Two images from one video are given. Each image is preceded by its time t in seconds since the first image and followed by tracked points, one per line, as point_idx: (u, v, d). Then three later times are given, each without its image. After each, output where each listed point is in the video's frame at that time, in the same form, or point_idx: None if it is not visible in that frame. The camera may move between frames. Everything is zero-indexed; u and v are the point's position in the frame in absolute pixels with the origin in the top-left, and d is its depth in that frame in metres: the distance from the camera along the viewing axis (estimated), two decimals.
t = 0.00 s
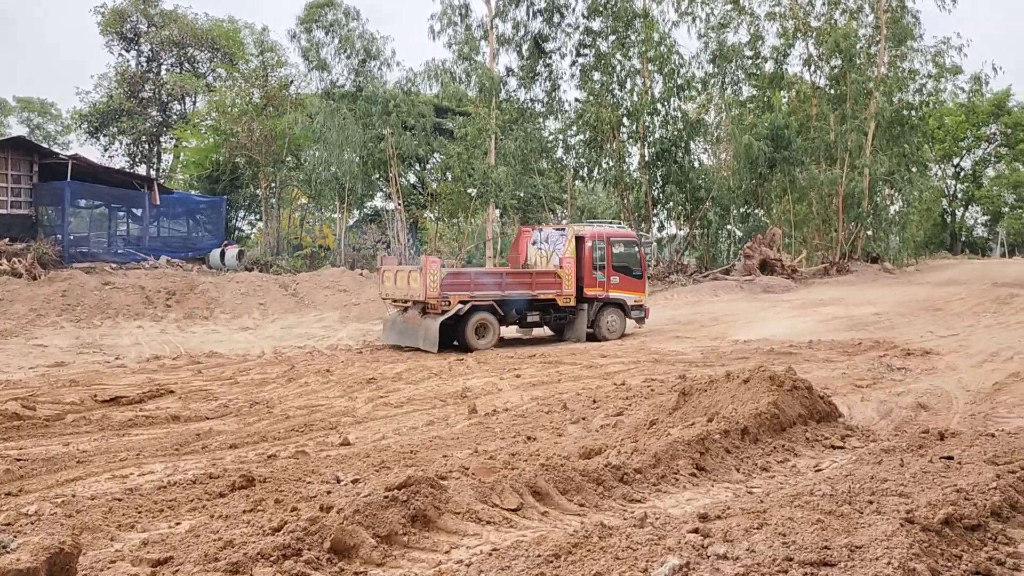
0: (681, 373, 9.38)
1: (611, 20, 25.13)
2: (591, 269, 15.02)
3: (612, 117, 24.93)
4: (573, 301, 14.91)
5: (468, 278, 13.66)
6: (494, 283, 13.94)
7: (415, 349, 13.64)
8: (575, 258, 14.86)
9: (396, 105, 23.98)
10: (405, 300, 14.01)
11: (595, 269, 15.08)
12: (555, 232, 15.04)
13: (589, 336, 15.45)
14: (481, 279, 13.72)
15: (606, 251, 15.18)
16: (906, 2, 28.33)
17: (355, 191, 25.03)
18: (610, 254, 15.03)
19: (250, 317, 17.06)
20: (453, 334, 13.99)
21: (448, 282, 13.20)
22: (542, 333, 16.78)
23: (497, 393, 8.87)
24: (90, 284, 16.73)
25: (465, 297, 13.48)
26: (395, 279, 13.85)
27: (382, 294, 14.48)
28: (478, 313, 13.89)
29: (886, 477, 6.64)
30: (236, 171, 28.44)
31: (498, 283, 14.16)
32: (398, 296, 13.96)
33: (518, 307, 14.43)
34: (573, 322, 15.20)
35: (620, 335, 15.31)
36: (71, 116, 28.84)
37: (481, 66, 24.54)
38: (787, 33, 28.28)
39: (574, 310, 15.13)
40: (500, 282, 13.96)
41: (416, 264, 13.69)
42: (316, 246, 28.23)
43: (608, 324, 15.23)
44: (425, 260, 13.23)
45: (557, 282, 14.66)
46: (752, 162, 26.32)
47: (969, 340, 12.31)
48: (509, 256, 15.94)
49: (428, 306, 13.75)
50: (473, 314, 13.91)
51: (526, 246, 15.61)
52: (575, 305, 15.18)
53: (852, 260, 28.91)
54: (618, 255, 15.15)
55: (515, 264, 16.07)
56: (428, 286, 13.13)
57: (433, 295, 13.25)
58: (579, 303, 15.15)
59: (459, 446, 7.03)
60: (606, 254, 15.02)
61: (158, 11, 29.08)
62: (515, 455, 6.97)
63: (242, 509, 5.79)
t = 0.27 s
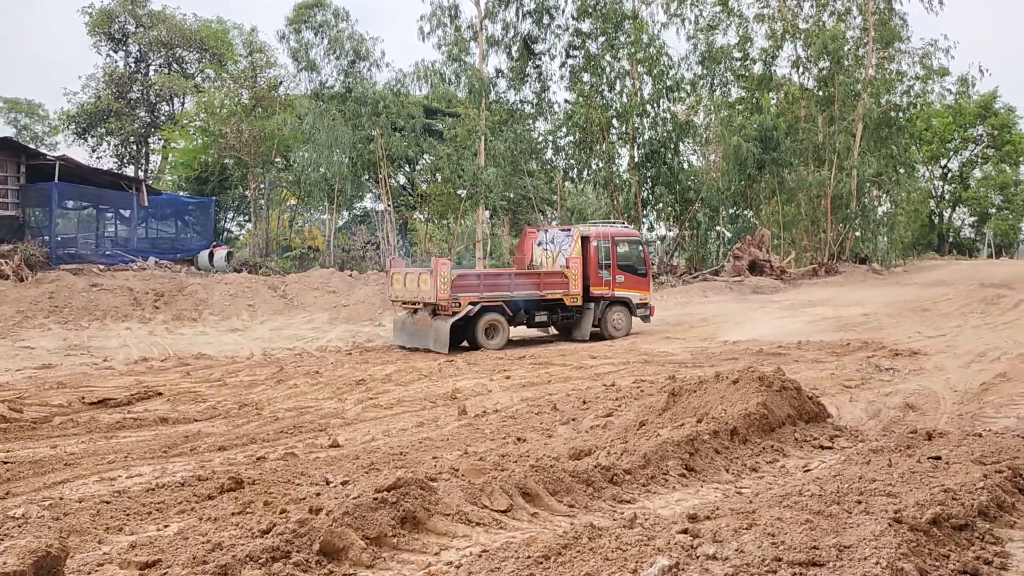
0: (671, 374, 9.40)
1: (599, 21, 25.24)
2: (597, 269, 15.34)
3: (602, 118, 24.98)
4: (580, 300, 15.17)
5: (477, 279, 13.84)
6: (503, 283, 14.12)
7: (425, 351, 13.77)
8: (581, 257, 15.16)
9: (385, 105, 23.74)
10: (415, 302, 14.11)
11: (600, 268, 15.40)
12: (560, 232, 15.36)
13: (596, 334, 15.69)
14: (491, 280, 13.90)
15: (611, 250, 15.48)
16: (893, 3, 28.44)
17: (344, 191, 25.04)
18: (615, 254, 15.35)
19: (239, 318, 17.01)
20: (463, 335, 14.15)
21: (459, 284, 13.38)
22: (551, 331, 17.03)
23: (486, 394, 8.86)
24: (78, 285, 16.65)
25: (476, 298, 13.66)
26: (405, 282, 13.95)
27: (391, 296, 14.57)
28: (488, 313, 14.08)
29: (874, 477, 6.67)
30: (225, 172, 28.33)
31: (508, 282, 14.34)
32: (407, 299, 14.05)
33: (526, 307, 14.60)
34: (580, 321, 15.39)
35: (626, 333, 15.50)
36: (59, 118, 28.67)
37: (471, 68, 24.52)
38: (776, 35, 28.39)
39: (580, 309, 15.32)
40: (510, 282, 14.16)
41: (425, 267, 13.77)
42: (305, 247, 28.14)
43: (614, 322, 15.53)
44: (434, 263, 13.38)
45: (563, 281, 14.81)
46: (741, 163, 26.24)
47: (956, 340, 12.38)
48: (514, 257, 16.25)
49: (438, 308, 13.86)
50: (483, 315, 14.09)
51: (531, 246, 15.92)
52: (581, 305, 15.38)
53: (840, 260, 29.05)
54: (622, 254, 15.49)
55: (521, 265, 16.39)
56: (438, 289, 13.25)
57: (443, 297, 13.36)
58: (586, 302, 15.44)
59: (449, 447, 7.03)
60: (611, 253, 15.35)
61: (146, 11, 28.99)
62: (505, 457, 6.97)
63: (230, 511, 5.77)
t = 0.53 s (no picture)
0: (662, 373, 9.42)
1: (590, 21, 25.21)
2: (603, 267, 15.65)
3: (592, 118, 25.00)
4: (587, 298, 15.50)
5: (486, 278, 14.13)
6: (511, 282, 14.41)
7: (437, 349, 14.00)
8: (587, 256, 15.47)
9: (376, 105, 23.98)
10: (426, 302, 14.44)
11: (607, 266, 15.71)
12: (567, 232, 15.68)
13: (605, 332, 16.08)
14: (500, 279, 14.20)
15: (617, 248, 15.79)
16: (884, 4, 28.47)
17: (335, 190, 25.03)
18: (621, 251, 15.66)
19: (229, 318, 16.97)
20: (474, 334, 14.42)
21: (470, 283, 13.67)
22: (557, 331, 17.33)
23: (477, 394, 8.86)
24: (67, 285, 16.57)
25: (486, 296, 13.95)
26: (416, 282, 14.30)
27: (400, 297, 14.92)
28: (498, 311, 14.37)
29: (864, 476, 6.69)
30: (215, 172, 28.22)
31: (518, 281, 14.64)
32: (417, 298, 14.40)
33: (535, 305, 14.92)
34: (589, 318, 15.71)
35: (633, 330, 15.87)
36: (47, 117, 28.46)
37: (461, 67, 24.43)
38: (766, 35, 28.51)
39: (589, 307, 15.66)
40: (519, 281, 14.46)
41: (436, 266, 14.13)
42: (295, 246, 28.06)
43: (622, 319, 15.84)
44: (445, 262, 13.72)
45: (570, 279, 15.16)
46: (732, 162, 26.41)
47: (945, 340, 12.44)
48: (522, 256, 16.61)
49: (449, 307, 14.14)
50: (493, 314, 14.38)
51: (538, 246, 16.31)
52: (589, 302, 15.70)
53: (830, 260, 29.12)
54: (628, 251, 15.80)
55: (527, 265, 16.73)
56: (450, 287, 13.59)
57: (455, 295, 13.70)
58: (594, 299, 15.74)
59: (440, 447, 7.03)
60: (617, 251, 15.66)
61: (136, 10, 28.85)
62: (496, 456, 6.98)
63: (221, 512, 5.75)
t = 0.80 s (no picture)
0: (654, 372, 9.44)
1: (582, 20, 25.02)
2: (613, 266, 15.75)
3: (585, 117, 24.98)
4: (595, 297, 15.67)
5: (500, 276, 14.25)
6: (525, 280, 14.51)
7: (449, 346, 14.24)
8: (597, 255, 15.60)
9: (367, 104, 23.90)
10: (438, 298, 14.69)
11: (616, 265, 15.81)
12: (578, 231, 15.72)
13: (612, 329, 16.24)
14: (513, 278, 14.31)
15: (626, 248, 15.92)
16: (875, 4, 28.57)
17: (327, 189, 25.27)
18: (631, 251, 15.76)
19: (220, 317, 16.90)
20: (486, 330, 14.62)
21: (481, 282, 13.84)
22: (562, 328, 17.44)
23: (469, 393, 8.86)
24: (57, 283, 16.49)
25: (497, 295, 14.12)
26: (429, 278, 14.54)
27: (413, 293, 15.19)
28: (510, 308, 14.55)
29: (855, 474, 6.71)
30: (206, 171, 28.14)
31: (529, 279, 14.78)
32: (430, 295, 14.68)
33: (546, 303, 15.11)
34: (597, 316, 15.90)
35: (640, 329, 16.04)
36: (36, 114, 28.31)
37: (452, 65, 24.64)
38: (757, 35, 28.59)
39: (597, 305, 15.83)
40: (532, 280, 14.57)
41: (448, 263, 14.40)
42: (287, 245, 28.07)
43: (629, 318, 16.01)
44: (458, 259, 13.93)
45: (580, 278, 15.35)
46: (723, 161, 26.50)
47: (935, 338, 12.49)
48: (529, 253, 16.63)
49: (461, 304, 14.37)
50: (505, 311, 14.56)
51: (546, 244, 16.32)
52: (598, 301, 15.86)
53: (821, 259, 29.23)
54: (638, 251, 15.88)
55: (534, 262, 16.78)
56: (463, 284, 13.84)
57: (467, 293, 13.94)
58: (602, 298, 15.88)
59: (431, 446, 7.03)
60: (627, 251, 15.75)
61: (126, 8, 28.75)
62: (488, 455, 6.98)
63: (211, 511, 5.74)
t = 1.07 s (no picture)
0: (646, 370, 9.45)
1: (574, 19, 24.95)
2: (621, 264, 15.96)
3: (576, 115, 25.10)
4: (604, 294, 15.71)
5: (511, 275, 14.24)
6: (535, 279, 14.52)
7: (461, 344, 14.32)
8: (606, 253, 15.75)
9: (360, 102, 23.79)
10: (450, 296, 14.73)
11: (624, 263, 16.02)
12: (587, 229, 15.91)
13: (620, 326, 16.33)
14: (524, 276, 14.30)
15: (634, 245, 16.19)
16: (867, 3, 28.63)
17: (319, 189, 25.34)
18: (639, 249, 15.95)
19: (211, 316, 16.86)
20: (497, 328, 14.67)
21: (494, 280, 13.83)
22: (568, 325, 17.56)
23: (461, 391, 8.85)
24: (47, 282, 16.42)
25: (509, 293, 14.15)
26: (441, 276, 14.59)
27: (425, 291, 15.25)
28: (520, 306, 14.58)
29: (846, 472, 6.74)
30: (197, 169, 28.07)
31: (539, 277, 14.79)
32: (442, 293, 14.74)
33: (555, 301, 15.19)
34: (605, 314, 15.99)
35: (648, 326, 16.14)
36: (26, 112, 28.19)
37: (445, 64, 24.16)
38: (749, 34, 28.67)
39: (605, 303, 15.91)
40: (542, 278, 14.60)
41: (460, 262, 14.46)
42: (279, 243, 28.06)
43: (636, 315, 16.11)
44: (471, 259, 13.85)
45: (589, 277, 15.38)
46: (715, 160, 26.90)
47: (926, 337, 12.54)
48: (540, 251, 16.86)
49: (473, 302, 14.40)
50: (515, 309, 14.60)
51: (556, 241, 16.52)
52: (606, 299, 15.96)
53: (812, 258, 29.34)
54: (646, 249, 16.09)
55: (544, 260, 16.99)
56: (476, 284, 13.83)
57: (480, 293, 13.93)
58: (610, 295, 16.03)
59: (424, 444, 7.03)
60: (634, 249, 15.96)
61: (117, 5, 28.66)
62: (480, 453, 6.98)
63: (203, 510, 5.72)
